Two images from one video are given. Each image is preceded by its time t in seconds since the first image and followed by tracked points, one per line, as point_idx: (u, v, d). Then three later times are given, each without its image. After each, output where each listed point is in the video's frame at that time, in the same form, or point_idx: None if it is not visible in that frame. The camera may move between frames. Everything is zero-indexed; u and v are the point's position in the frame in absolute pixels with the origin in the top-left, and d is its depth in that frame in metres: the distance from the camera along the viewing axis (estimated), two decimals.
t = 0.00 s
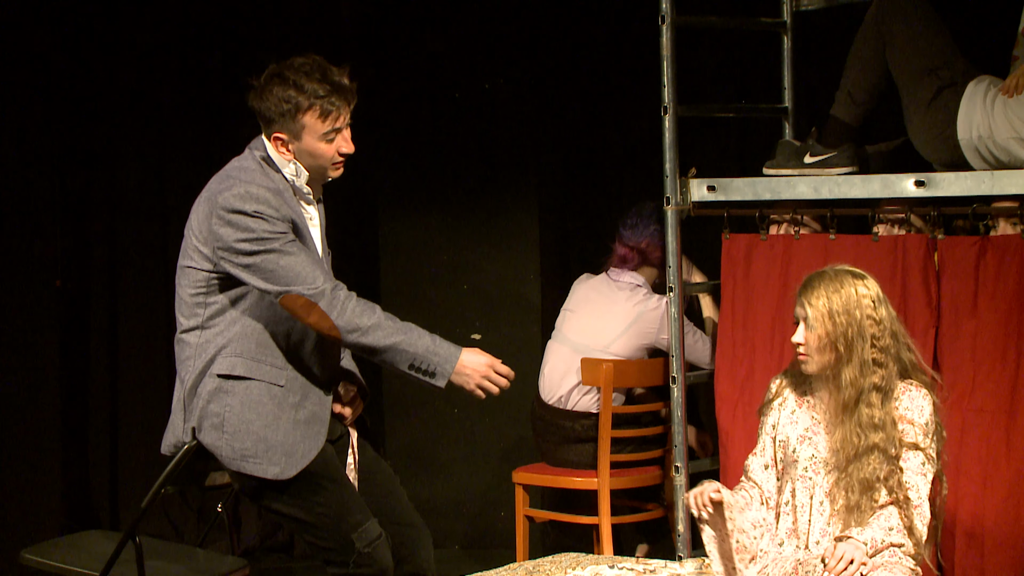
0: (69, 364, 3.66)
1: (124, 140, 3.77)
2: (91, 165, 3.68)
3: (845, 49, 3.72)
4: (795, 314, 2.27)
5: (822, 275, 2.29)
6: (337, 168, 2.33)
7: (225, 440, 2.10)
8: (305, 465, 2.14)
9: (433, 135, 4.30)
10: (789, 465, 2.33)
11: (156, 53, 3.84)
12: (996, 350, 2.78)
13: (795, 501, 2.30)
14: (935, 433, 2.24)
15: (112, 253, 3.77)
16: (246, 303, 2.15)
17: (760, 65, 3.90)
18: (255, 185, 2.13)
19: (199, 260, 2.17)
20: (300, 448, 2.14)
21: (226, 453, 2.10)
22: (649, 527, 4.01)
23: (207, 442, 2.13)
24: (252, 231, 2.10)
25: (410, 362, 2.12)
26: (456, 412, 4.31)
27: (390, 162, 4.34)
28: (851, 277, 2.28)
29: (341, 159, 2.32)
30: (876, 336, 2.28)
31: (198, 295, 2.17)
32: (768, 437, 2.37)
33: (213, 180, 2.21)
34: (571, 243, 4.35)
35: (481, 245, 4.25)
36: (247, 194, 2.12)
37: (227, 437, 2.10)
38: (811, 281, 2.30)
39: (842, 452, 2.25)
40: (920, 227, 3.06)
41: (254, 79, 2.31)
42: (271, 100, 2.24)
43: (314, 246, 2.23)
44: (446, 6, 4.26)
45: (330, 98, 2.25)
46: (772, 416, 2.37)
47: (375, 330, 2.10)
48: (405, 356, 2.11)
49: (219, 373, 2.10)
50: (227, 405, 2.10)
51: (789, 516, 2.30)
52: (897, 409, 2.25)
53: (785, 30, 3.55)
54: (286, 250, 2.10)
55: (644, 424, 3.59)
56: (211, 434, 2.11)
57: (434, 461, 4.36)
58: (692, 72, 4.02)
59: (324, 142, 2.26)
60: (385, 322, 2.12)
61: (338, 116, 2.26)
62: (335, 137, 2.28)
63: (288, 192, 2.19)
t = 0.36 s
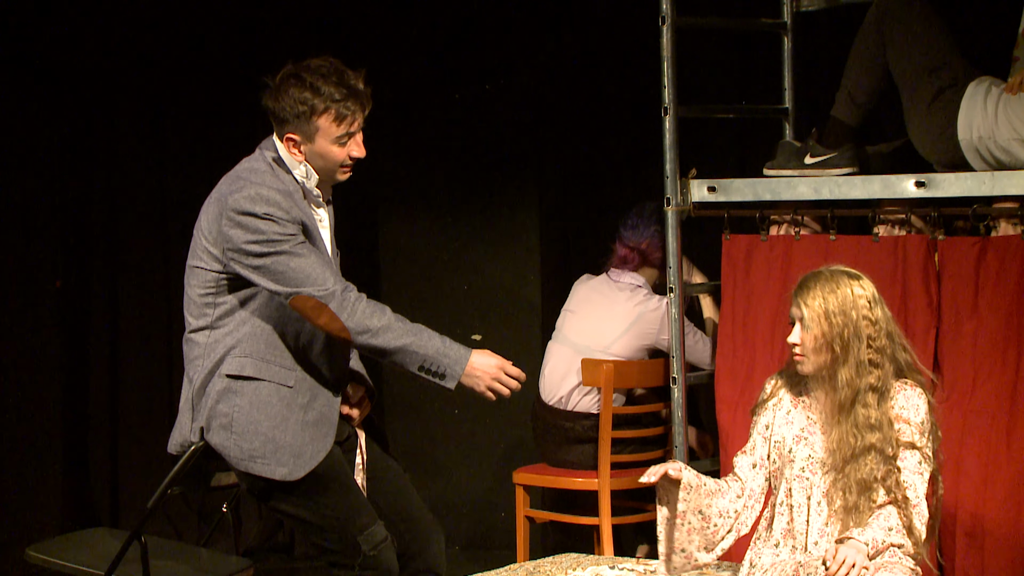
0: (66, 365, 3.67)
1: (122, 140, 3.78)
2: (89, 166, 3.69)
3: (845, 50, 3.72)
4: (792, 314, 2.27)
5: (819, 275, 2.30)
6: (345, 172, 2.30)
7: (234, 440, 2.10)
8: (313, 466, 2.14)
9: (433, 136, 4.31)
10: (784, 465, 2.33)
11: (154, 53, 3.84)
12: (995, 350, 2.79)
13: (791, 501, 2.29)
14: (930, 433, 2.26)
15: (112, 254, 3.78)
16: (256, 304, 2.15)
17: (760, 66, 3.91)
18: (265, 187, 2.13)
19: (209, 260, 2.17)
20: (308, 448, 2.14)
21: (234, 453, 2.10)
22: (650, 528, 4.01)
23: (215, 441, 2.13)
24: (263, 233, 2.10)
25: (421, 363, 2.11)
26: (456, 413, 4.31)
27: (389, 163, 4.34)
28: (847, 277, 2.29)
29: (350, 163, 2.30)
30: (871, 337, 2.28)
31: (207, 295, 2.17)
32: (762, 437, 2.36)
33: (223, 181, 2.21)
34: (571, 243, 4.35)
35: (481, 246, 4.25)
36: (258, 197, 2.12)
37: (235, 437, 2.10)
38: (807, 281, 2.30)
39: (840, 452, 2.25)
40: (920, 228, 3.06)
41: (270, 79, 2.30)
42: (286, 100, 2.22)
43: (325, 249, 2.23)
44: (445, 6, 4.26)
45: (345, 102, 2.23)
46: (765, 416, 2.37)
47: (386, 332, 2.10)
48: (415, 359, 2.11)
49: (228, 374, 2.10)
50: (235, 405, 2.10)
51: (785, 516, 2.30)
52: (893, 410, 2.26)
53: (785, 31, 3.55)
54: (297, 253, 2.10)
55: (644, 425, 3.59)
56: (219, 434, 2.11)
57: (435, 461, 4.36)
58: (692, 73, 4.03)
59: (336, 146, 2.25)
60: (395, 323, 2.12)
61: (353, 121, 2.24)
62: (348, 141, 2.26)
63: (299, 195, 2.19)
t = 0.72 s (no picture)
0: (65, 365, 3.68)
1: (121, 139, 3.79)
2: (87, 164, 3.70)
3: (844, 50, 3.72)
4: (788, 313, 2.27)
5: (817, 274, 2.29)
6: (358, 177, 2.31)
7: (236, 440, 2.10)
8: (314, 467, 2.14)
9: (432, 135, 4.31)
10: (780, 465, 2.33)
11: (153, 52, 3.85)
12: (994, 349, 2.78)
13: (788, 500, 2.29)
14: (927, 431, 2.26)
15: (111, 253, 3.79)
16: (260, 303, 2.15)
17: (760, 65, 3.91)
18: (274, 186, 2.13)
19: (215, 259, 2.17)
20: (309, 449, 2.14)
21: (236, 453, 2.11)
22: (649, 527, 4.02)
23: (216, 441, 2.13)
24: (270, 232, 2.10)
25: (424, 366, 2.12)
26: (455, 411, 4.32)
27: (388, 163, 4.34)
28: (842, 277, 2.29)
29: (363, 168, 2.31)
30: (867, 336, 2.28)
31: (212, 293, 2.17)
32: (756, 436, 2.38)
33: (231, 179, 2.21)
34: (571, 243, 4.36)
35: (480, 245, 4.25)
36: (266, 196, 2.12)
37: (236, 437, 2.10)
38: (805, 280, 2.29)
39: (836, 452, 2.25)
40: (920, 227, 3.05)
41: (285, 82, 2.29)
42: (301, 105, 2.22)
43: (331, 250, 2.23)
44: (444, 5, 4.26)
45: (361, 110, 2.23)
46: (759, 416, 2.38)
47: (390, 335, 2.11)
48: (417, 362, 2.11)
49: (231, 373, 2.10)
50: (237, 405, 2.11)
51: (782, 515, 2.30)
52: (889, 408, 2.26)
53: (784, 30, 3.55)
54: (303, 253, 2.10)
55: (643, 424, 3.59)
56: (221, 433, 2.11)
57: (434, 461, 4.37)
58: (691, 72, 4.03)
59: (350, 152, 2.25)
60: (399, 325, 2.12)
61: (367, 128, 2.25)
62: (361, 147, 2.26)
63: (307, 195, 2.19)
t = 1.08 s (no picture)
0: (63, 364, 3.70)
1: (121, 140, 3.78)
2: (87, 165, 3.70)
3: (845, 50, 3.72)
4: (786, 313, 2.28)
5: (816, 274, 2.29)
6: (359, 177, 2.31)
7: (235, 440, 2.09)
8: (315, 468, 2.14)
9: (432, 135, 4.30)
10: (779, 465, 2.33)
11: (153, 52, 3.84)
12: (995, 349, 2.78)
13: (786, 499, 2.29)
14: (924, 431, 2.26)
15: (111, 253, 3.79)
16: (262, 305, 2.16)
17: (761, 65, 3.90)
18: (278, 188, 2.14)
19: (217, 260, 2.17)
20: (310, 450, 2.13)
21: (235, 454, 2.10)
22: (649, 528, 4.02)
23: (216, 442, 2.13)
24: (273, 233, 2.10)
25: (428, 365, 2.11)
26: (455, 412, 4.32)
27: (388, 163, 4.34)
28: (840, 277, 2.29)
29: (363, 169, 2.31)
30: (865, 336, 2.28)
31: (214, 293, 2.17)
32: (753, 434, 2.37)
33: (234, 181, 2.22)
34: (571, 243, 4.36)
35: (480, 245, 4.25)
36: (270, 197, 2.12)
37: (237, 438, 2.09)
38: (804, 279, 2.30)
39: (834, 452, 2.24)
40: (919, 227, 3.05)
41: (284, 84, 2.30)
42: (301, 105, 2.22)
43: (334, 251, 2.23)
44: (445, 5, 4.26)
45: (361, 108, 2.23)
46: (755, 415, 2.38)
47: (393, 334, 2.10)
48: (422, 361, 2.11)
49: (231, 373, 2.10)
50: (237, 405, 2.10)
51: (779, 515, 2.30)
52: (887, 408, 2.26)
53: (784, 30, 3.55)
54: (306, 253, 2.11)
55: (643, 424, 3.59)
56: (220, 433, 2.10)
57: (434, 461, 4.36)
58: (691, 72, 4.03)
59: (350, 152, 2.25)
60: (403, 324, 2.12)
61: (367, 127, 2.25)
62: (361, 147, 2.27)
63: (310, 197, 2.19)
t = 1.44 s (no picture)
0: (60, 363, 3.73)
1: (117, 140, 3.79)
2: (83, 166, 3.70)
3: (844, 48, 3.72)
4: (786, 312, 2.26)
5: (814, 272, 2.29)
6: (386, 182, 2.25)
7: (243, 439, 2.09)
8: (321, 472, 2.11)
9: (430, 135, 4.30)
10: (777, 464, 2.33)
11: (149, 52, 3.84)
12: (995, 348, 2.78)
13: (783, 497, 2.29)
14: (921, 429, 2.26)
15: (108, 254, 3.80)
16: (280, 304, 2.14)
17: (760, 64, 3.90)
18: (309, 189, 2.11)
19: (240, 256, 2.15)
20: (317, 453, 2.10)
21: (242, 452, 2.09)
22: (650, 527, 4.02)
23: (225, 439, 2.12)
24: (304, 232, 2.08)
25: (454, 369, 2.07)
26: (454, 411, 4.32)
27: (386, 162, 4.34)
28: (838, 276, 2.29)
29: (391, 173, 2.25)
30: (863, 335, 2.28)
31: (238, 289, 2.15)
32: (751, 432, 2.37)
33: (264, 178, 2.19)
34: (571, 242, 4.36)
35: (479, 244, 4.25)
36: (304, 198, 2.10)
37: (246, 436, 2.08)
38: (801, 278, 2.29)
39: (832, 451, 2.24)
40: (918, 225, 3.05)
41: (317, 82, 2.23)
42: (335, 103, 2.16)
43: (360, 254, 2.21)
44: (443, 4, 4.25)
45: (394, 112, 2.17)
46: (754, 414, 2.37)
47: (421, 336, 2.06)
48: (450, 362, 2.07)
49: (245, 371, 2.09)
50: (249, 404, 2.09)
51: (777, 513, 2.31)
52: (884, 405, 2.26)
53: (783, 29, 3.55)
54: (336, 253, 2.08)
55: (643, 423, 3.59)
56: (231, 431, 2.10)
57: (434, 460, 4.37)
58: (690, 71, 4.03)
59: (379, 155, 2.19)
60: (432, 326, 2.08)
61: (399, 132, 2.18)
62: (391, 151, 2.20)
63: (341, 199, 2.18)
